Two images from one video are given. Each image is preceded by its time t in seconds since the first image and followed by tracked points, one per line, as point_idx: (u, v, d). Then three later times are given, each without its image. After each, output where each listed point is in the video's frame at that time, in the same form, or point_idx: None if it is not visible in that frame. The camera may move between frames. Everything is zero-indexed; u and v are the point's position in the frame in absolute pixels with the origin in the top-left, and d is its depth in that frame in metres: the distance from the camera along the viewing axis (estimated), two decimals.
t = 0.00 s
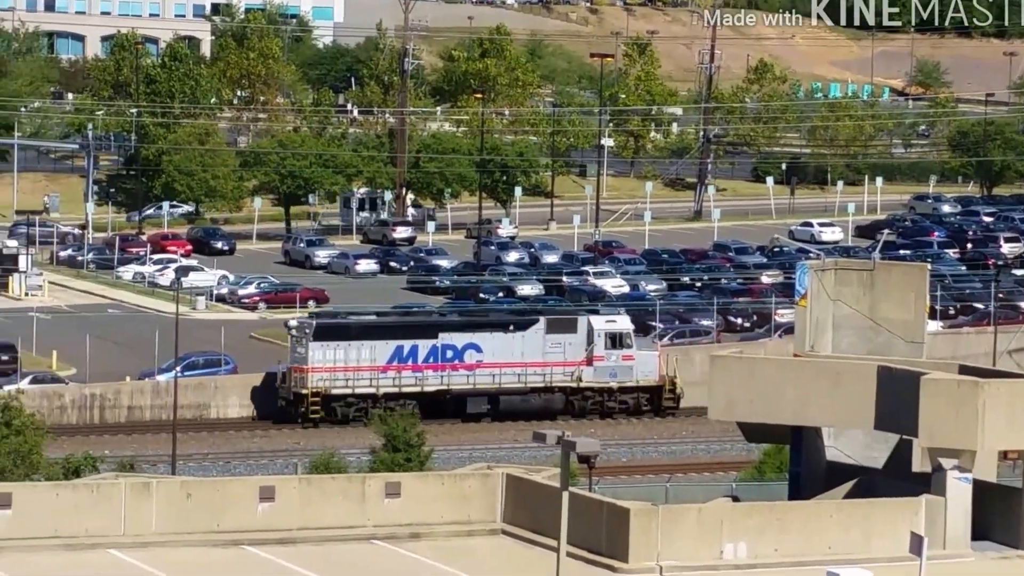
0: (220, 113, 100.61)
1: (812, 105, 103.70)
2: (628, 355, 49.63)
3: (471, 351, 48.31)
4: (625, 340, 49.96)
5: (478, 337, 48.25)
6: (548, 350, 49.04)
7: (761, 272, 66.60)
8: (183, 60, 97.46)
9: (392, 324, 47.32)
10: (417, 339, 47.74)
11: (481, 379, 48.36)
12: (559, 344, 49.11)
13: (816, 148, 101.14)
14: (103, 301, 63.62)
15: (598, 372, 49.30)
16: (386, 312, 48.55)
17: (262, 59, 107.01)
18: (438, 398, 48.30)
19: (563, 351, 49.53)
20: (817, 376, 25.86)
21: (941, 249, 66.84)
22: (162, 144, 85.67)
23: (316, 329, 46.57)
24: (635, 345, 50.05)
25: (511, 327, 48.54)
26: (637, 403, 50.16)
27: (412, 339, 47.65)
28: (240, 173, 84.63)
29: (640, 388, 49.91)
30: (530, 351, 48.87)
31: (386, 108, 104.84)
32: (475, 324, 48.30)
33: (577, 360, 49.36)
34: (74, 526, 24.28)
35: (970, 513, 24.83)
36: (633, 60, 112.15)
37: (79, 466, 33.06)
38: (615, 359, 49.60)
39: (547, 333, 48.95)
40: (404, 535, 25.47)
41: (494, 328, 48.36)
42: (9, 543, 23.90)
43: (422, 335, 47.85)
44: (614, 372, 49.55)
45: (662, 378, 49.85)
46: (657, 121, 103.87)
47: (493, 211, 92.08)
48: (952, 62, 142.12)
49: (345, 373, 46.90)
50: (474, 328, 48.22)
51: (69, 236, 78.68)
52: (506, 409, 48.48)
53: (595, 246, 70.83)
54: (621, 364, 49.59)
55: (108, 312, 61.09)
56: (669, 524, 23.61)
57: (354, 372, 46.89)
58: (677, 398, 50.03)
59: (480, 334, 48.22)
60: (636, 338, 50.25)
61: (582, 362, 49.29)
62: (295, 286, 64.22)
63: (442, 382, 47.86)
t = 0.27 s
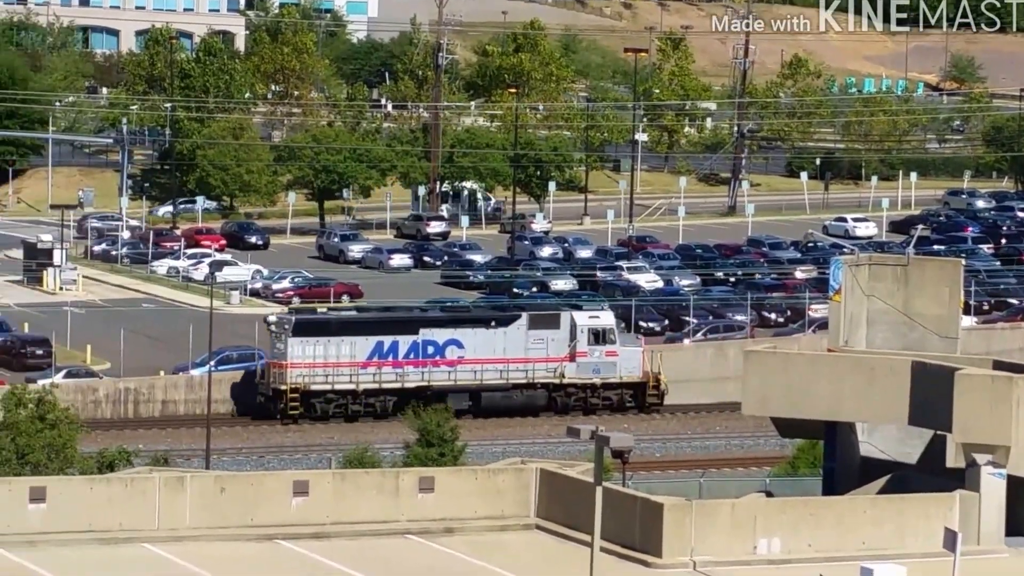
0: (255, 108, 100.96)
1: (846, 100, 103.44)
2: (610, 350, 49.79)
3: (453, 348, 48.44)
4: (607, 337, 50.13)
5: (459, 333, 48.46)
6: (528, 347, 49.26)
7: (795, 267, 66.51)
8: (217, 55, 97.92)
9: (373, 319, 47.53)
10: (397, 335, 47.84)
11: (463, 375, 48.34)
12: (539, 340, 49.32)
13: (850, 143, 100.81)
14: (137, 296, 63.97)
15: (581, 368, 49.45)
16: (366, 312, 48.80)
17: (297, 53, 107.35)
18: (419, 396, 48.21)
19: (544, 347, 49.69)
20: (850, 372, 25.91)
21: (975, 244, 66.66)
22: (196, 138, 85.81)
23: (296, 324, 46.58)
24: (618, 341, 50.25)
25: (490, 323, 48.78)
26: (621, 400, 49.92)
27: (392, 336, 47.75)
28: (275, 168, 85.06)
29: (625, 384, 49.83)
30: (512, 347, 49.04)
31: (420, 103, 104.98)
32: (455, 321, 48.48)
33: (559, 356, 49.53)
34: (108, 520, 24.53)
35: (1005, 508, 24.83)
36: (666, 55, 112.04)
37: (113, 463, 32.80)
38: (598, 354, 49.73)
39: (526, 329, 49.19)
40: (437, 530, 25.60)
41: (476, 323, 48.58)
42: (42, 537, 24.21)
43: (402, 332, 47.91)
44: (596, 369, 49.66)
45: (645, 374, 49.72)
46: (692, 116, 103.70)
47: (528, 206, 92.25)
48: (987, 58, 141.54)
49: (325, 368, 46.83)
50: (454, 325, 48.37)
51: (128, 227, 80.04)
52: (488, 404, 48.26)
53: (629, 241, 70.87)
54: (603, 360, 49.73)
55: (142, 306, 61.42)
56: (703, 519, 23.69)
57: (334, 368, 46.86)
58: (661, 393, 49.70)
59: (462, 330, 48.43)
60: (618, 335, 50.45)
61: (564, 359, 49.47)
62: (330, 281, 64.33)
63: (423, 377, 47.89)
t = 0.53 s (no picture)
0: (299, 99, 101.37)
1: (891, 93, 103.01)
2: (604, 344, 49.27)
3: (443, 341, 48.03)
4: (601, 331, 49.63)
5: (450, 326, 48.03)
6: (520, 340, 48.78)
7: (839, 260, 66.32)
8: (261, 47, 98.37)
9: (362, 312, 47.23)
10: (387, 328, 47.52)
11: (454, 368, 47.97)
12: (532, 334, 48.85)
13: (894, 135, 100.43)
14: (181, 289, 64.39)
15: (575, 362, 48.99)
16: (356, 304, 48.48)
17: (341, 46, 107.63)
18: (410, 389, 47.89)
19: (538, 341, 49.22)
20: (893, 364, 25.93)
21: (1021, 236, 66.35)
22: (241, 131, 86.18)
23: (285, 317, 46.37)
24: (612, 335, 49.74)
25: (483, 316, 48.36)
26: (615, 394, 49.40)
27: (382, 329, 47.43)
28: (318, 160, 85.38)
29: (618, 377, 49.30)
30: (503, 340, 48.56)
31: (463, 95, 105.12)
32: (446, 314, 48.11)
33: (552, 350, 49.00)
34: (153, 511, 24.82)
35: None
36: (710, 47, 111.82)
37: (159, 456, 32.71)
38: (591, 348, 49.20)
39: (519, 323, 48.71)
40: (481, 522, 25.81)
41: (467, 316, 48.09)
42: (88, 528, 24.49)
43: (392, 325, 47.59)
44: (590, 364, 49.13)
45: (639, 367, 49.22)
46: (735, 108, 103.45)
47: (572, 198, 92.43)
48: None
49: (314, 361, 46.59)
50: (446, 318, 48.00)
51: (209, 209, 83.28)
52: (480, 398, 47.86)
53: (673, 234, 70.80)
54: (598, 354, 49.16)
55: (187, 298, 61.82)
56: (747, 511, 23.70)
57: (323, 361, 46.60)
58: (656, 387, 49.18)
59: (453, 323, 48.00)
60: (611, 328, 49.90)
61: (557, 353, 48.99)
62: (373, 274, 64.60)
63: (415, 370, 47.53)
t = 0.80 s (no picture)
0: (354, 91, 101.94)
1: (947, 84, 102.40)
2: (609, 336, 49.06)
3: (446, 332, 47.99)
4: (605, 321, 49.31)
5: (452, 318, 47.94)
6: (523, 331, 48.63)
7: (895, 251, 66.06)
8: (316, 38, 98.95)
9: (363, 304, 47.02)
10: (389, 319, 47.41)
11: (456, 360, 47.87)
12: (535, 325, 48.66)
13: (951, 126, 99.84)
14: (238, 279, 64.90)
15: (579, 353, 48.87)
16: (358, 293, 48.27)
17: (396, 37, 108.01)
18: (411, 380, 47.87)
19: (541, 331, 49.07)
20: (952, 354, 25.94)
21: None
22: (296, 121, 86.78)
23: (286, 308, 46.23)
24: (616, 326, 49.51)
25: (485, 307, 48.18)
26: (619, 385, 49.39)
27: (384, 320, 47.32)
28: (372, 151, 85.84)
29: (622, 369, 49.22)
30: (506, 332, 48.44)
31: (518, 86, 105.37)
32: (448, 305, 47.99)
33: (556, 341, 48.84)
34: (209, 501, 25.42)
35: None
36: (765, 38, 111.47)
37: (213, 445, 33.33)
38: (595, 340, 49.05)
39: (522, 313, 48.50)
40: (535, 512, 26.33)
41: (470, 308, 48.04)
42: (144, 518, 25.13)
43: (394, 316, 47.48)
44: (594, 355, 49.01)
45: (644, 360, 49.07)
46: (790, 99, 103.10)
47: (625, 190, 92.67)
48: None
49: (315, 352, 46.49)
50: (448, 309, 47.89)
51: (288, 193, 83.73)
52: (482, 390, 47.78)
53: (727, 224, 70.75)
54: (601, 346, 49.00)
55: (243, 288, 62.42)
56: (804, 502, 23.89)
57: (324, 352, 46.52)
58: (660, 380, 49.08)
59: (454, 315, 47.90)
60: (616, 319, 49.63)
61: (560, 344, 48.82)
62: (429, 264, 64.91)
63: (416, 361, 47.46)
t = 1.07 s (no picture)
0: (420, 82, 102.34)
1: (1016, 73, 101.56)
2: (623, 327, 48.92)
3: (458, 323, 47.72)
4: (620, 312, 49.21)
5: (465, 308, 47.70)
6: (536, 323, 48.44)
7: (961, 241, 65.93)
8: (382, 29, 99.40)
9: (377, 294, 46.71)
10: (401, 310, 47.15)
11: (469, 351, 47.66)
12: (549, 316, 48.48)
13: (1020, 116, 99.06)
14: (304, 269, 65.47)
15: (593, 345, 48.73)
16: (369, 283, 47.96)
17: (462, 27, 108.16)
18: (423, 372, 47.55)
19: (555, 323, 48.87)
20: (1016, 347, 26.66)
21: None
22: (362, 111, 87.35)
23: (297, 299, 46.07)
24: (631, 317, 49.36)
25: (498, 298, 48.01)
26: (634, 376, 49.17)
27: (396, 311, 47.06)
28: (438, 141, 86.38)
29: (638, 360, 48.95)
30: (520, 323, 48.25)
31: (583, 76, 105.30)
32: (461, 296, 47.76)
33: (570, 332, 48.69)
34: (274, 490, 26.63)
35: None
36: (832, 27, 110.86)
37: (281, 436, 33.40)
38: (609, 331, 48.93)
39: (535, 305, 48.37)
40: (600, 503, 27.53)
41: (483, 299, 47.81)
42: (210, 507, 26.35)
43: (406, 307, 47.22)
44: (608, 347, 48.91)
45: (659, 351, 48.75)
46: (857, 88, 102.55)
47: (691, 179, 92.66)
48: None
49: (327, 344, 46.23)
50: (460, 300, 47.66)
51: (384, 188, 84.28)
52: (495, 381, 47.58)
53: (793, 215, 70.70)
54: (616, 338, 48.92)
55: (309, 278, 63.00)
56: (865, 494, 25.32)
57: (336, 343, 46.27)
58: (676, 370, 48.83)
59: (468, 305, 47.67)
60: (632, 311, 49.48)
61: (575, 336, 48.67)
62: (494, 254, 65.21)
63: (429, 353, 47.19)
